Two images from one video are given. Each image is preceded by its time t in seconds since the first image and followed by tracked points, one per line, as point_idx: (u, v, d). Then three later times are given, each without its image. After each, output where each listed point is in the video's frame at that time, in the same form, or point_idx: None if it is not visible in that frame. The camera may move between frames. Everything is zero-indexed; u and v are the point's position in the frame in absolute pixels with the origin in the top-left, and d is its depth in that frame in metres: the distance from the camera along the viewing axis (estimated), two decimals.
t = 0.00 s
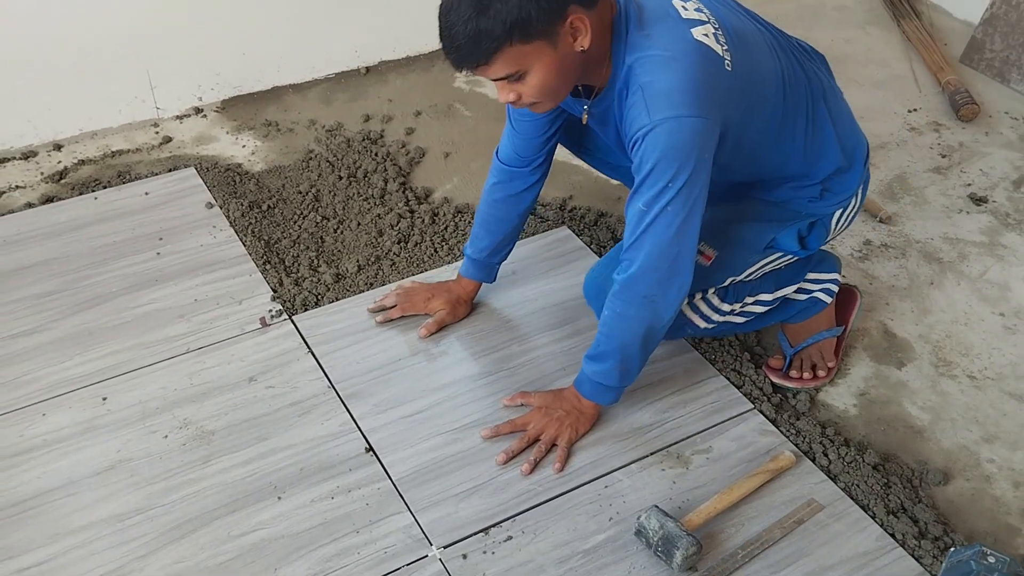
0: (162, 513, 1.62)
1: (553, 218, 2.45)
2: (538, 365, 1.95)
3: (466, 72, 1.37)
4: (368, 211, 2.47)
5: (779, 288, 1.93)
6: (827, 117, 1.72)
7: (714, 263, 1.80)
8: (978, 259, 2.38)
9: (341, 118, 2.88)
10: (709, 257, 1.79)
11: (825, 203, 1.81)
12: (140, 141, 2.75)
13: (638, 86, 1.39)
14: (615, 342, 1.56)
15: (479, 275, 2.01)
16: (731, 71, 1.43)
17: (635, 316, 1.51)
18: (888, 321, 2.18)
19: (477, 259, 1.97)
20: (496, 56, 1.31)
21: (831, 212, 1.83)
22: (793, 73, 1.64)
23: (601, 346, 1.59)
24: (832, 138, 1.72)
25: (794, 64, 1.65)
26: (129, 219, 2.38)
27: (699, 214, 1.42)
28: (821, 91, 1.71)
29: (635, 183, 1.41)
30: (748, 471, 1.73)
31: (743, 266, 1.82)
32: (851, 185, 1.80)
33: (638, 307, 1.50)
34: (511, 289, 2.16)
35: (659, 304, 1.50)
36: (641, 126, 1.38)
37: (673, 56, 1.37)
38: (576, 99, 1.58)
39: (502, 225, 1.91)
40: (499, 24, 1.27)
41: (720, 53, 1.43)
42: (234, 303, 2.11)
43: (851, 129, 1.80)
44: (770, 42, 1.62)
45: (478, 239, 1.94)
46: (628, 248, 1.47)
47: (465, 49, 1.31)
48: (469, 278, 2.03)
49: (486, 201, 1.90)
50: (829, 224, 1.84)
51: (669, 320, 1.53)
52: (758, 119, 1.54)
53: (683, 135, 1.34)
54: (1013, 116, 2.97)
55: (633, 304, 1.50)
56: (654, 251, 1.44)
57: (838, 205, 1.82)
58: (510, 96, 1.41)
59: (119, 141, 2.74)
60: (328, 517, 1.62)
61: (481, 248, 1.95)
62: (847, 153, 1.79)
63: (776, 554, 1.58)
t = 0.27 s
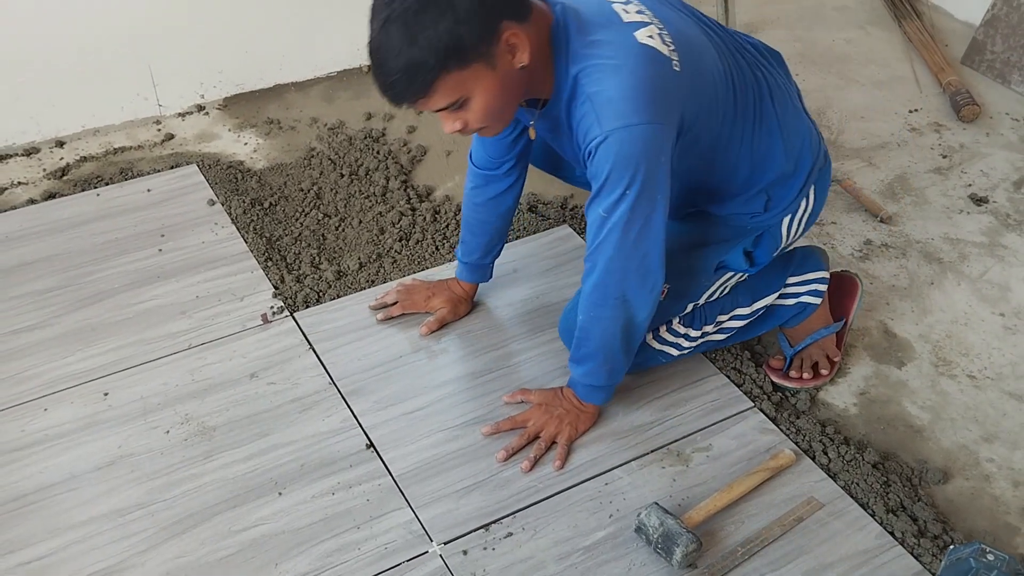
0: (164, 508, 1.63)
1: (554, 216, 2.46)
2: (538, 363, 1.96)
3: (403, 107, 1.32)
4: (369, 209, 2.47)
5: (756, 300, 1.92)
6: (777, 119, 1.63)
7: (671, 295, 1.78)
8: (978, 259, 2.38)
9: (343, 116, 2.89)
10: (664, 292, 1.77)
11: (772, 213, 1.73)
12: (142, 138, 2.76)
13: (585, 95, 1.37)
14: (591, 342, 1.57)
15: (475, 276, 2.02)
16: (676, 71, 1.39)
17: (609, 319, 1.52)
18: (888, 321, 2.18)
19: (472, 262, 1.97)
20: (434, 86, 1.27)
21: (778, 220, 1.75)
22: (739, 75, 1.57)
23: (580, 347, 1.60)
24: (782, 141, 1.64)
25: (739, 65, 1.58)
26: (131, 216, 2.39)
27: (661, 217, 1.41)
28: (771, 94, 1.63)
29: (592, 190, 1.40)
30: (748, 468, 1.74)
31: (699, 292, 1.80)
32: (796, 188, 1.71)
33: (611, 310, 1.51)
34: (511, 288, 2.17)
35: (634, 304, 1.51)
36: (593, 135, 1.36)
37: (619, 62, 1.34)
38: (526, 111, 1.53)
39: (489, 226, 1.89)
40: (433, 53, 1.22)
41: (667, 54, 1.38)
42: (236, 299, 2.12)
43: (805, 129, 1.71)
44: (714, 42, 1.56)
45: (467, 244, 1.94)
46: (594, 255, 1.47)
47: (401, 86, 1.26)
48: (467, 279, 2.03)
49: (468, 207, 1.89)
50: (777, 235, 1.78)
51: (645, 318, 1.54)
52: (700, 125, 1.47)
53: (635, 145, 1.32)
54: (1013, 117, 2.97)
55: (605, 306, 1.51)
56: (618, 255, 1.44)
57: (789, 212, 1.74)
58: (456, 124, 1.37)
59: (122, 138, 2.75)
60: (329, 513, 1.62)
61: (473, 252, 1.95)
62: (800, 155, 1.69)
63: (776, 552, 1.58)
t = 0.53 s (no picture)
0: (164, 503, 1.63)
1: (555, 215, 2.46)
2: (538, 361, 1.96)
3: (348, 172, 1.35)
4: (370, 207, 2.47)
5: (753, 303, 1.92)
6: (737, 112, 1.60)
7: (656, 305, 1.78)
8: (979, 261, 2.38)
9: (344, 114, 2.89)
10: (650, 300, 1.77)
11: (748, 209, 1.71)
12: (144, 134, 2.76)
13: (540, 128, 1.35)
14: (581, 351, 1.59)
15: (470, 276, 2.02)
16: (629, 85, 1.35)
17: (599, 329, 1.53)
18: (889, 321, 2.19)
19: (463, 263, 1.98)
20: (373, 150, 1.29)
21: (755, 215, 1.73)
22: (695, 76, 1.54)
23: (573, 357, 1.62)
24: (746, 131, 1.61)
25: (692, 65, 1.55)
26: (132, 212, 2.39)
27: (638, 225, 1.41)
28: (728, 88, 1.60)
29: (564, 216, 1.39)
30: (747, 467, 1.74)
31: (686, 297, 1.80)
32: (767, 176, 1.69)
33: (600, 320, 1.51)
34: (512, 286, 2.17)
35: (624, 310, 1.51)
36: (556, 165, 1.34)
37: (569, 90, 1.32)
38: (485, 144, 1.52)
39: (479, 225, 1.88)
40: (359, 118, 1.23)
41: (617, 70, 1.35)
42: (237, 296, 2.12)
43: (768, 113, 1.68)
44: (665, 47, 1.53)
45: (456, 246, 1.94)
46: (575, 274, 1.47)
47: (337, 154, 1.29)
48: (463, 279, 2.03)
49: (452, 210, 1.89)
50: (757, 230, 1.75)
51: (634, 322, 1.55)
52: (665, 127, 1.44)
53: (600, 169, 1.31)
54: (1015, 119, 2.97)
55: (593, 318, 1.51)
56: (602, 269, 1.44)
57: (764, 203, 1.72)
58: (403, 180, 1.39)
59: (123, 134, 2.75)
60: (328, 509, 1.62)
61: (462, 253, 1.95)
62: (768, 140, 1.66)
63: (774, 551, 1.58)
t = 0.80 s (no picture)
0: (165, 499, 1.63)
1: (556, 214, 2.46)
2: (539, 359, 1.96)
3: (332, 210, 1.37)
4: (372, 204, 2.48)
5: (756, 313, 1.88)
6: (718, 111, 1.59)
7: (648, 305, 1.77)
8: (980, 261, 2.38)
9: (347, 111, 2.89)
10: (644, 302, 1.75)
11: (735, 206, 1.69)
12: (146, 130, 2.76)
13: (524, 149, 1.34)
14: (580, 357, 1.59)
15: (470, 275, 2.02)
16: (609, 97, 1.35)
17: (597, 337, 1.53)
18: (890, 321, 2.19)
19: (462, 263, 1.98)
20: (354, 189, 1.31)
21: (742, 211, 1.71)
22: (672, 76, 1.53)
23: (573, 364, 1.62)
24: (730, 126, 1.60)
25: (670, 68, 1.55)
26: (135, 208, 2.39)
27: (630, 231, 1.41)
28: (707, 88, 1.59)
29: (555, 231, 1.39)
30: (748, 466, 1.74)
31: (675, 298, 1.77)
32: (752, 170, 1.67)
33: (598, 328, 1.51)
34: (513, 285, 2.17)
35: (622, 315, 1.51)
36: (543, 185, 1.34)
37: (549, 109, 1.31)
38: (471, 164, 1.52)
39: (471, 228, 1.88)
40: (334, 162, 1.25)
41: (596, 83, 1.35)
42: (239, 292, 2.12)
43: (749, 107, 1.66)
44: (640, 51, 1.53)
45: (453, 247, 1.95)
46: (570, 285, 1.47)
47: (317, 197, 1.31)
48: (463, 279, 2.03)
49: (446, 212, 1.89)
50: (744, 225, 1.74)
51: (631, 326, 1.55)
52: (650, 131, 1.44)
53: (589, 185, 1.31)
54: (1017, 120, 2.97)
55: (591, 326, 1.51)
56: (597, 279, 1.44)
57: (751, 198, 1.70)
58: (387, 214, 1.41)
59: (126, 130, 2.75)
60: (329, 505, 1.63)
61: (460, 254, 1.95)
62: (749, 134, 1.65)
63: (775, 550, 1.58)
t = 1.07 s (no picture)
0: (165, 495, 1.63)
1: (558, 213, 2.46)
2: (540, 357, 1.96)
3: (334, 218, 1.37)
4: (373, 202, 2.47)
5: (758, 321, 1.88)
6: (713, 104, 1.59)
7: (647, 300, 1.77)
8: (982, 261, 2.38)
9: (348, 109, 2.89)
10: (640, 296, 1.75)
11: (733, 198, 1.69)
12: (147, 127, 2.76)
13: (524, 149, 1.34)
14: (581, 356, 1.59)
15: (470, 274, 2.01)
16: (609, 94, 1.35)
17: (599, 335, 1.53)
18: (891, 321, 2.18)
19: (462, 262, 1.97)
20: (356, 197, 1.31)
21: (740, 202, 1.71)
22: (668, 71, 1.53)
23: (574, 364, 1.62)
24: (727, 118, 1.60)
25: (664, 62, 1.54)
26: (136, 204, 2.39)
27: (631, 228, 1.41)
28: (702, 82, 1.59)
29: (556, 231, 1.39)
30: (749, 465, 1.74)
31: (674, 292, 1.77)
32: (749, 160, 1.67)
33: (601, 326, 1.51)
34: (514, 282, 2.17)
35: (624, 312, 1.51)
36: (543, 186, 1.34)
37: (548, 109, 1.31)
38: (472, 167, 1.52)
39: (471, 226, 1.88)
40: (336, 172, 1.25)
41: (595, 81, 1.34)
42: (240, 289, 2.12)
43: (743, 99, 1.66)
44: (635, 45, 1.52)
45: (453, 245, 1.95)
46: (571, 285, 1.47)
47: (320, 205, 1.31)
48: (463, 278, 2.03)
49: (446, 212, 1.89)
50: (742, 216, 1.73)
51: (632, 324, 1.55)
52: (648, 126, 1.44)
53: (590, 184, 1.31)
54: (1019, 120, 2.97)
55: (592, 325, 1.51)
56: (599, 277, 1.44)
57: (749, 189, 1.70)
58: (390, 219, 1.41)
59: (127, 127, 2.75)
60: (330, 502, 1.63)
61: (460, 253, 1.95)
62: (744, 125, 1.65)
63: (775, 548, 1.58)
